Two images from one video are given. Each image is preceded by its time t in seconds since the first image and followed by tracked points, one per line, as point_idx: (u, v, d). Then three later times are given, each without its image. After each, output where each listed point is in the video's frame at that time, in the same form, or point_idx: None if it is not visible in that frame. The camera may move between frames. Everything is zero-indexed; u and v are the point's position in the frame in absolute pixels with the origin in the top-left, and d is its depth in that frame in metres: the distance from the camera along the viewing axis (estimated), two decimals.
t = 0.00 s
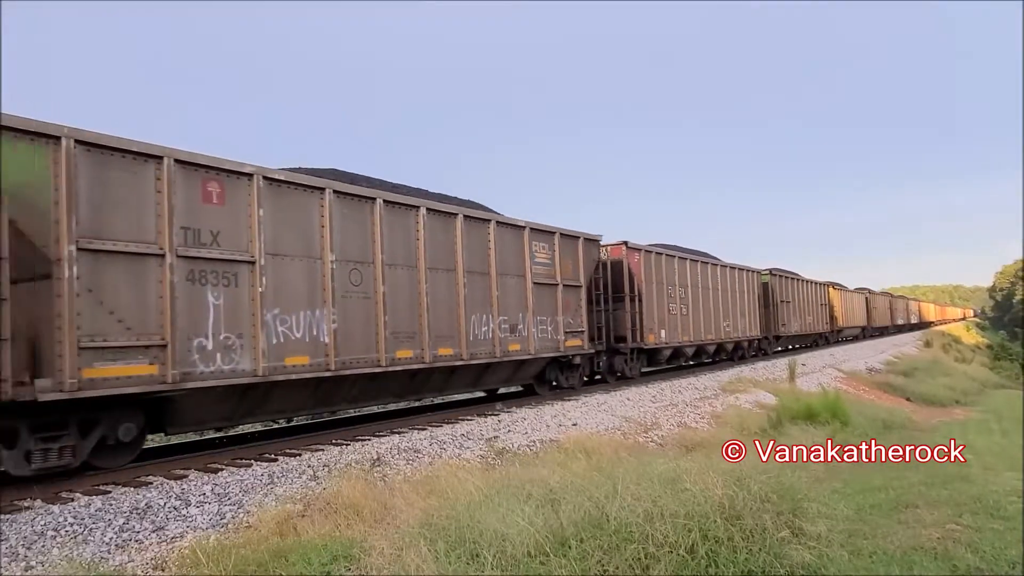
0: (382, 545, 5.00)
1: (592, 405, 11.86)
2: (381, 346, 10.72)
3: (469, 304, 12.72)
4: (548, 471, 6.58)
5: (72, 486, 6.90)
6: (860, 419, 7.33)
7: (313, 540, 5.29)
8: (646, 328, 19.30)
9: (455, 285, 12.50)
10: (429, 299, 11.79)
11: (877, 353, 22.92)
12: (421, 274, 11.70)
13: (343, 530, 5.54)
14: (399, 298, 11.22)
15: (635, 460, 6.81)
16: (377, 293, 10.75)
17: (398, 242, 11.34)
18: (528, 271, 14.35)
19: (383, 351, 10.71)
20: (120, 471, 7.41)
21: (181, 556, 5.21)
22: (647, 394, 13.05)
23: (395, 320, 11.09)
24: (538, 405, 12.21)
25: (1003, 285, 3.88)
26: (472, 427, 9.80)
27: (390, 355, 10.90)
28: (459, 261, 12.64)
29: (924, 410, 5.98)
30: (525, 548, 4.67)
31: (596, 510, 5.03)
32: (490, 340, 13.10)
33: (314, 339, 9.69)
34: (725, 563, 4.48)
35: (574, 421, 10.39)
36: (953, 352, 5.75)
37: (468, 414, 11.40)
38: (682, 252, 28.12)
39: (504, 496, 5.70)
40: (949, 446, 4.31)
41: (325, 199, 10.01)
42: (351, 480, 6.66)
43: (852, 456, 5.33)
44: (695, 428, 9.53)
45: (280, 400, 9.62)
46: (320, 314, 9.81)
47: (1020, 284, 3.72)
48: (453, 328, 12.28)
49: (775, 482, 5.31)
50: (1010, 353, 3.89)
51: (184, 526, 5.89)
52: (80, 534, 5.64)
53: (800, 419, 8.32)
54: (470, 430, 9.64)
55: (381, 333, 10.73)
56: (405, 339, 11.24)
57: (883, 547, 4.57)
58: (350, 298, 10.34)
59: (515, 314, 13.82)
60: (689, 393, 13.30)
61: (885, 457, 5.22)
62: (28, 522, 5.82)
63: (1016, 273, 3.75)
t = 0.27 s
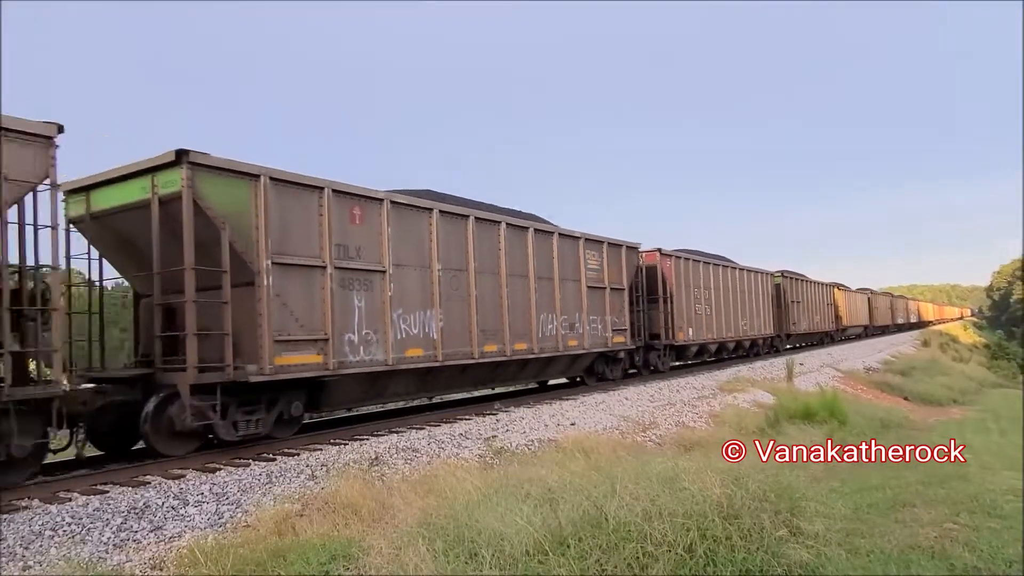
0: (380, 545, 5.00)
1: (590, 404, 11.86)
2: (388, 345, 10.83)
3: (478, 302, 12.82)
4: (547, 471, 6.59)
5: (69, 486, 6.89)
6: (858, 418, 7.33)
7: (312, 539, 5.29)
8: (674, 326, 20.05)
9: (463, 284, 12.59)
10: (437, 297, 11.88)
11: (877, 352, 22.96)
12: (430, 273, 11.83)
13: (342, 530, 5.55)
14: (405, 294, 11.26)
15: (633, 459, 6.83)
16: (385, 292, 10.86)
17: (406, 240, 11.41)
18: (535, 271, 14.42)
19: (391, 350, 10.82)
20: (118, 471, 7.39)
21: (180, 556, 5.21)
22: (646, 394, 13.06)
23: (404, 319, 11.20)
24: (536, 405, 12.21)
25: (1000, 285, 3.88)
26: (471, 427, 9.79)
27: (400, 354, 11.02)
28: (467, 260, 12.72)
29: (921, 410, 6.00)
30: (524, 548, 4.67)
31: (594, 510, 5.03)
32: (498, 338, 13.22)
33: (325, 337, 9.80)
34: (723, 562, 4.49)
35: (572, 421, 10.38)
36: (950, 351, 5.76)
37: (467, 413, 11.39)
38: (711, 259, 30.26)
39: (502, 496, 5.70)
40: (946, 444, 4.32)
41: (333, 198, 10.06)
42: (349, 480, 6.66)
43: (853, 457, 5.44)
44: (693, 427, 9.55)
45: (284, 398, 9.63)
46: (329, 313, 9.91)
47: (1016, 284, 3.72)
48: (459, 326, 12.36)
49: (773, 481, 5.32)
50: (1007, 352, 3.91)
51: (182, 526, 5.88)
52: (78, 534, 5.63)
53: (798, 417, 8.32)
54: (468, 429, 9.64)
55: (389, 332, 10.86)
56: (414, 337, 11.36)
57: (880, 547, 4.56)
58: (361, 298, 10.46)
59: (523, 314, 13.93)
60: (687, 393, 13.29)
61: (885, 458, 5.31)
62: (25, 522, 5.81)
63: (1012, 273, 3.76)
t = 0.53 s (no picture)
0: (378, 544, 5.00)
1: (587, 404, 11.87)
2: (392, 344, 10.97)
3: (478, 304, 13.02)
4: (544, 470, 6.61)
5: (66, 486, 6.87)
6: (855, 418, 7.35)
7: (310, 539, 5.29)
8: (698, 325, 21.38)
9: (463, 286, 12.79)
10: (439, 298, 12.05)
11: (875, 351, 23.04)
12: (431, 276, 11.98)
13: (340, 529, 5.55)
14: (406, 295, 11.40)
15: (630, 458, 6.85)
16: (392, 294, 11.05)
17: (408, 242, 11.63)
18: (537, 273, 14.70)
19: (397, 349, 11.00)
20: (115, 471, 7.38)
21: (178, 555, 5.20)
22: (643, 393, 13.09)
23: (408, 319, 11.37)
24: (534, 404, 12.21)
25: (997, 284, 3.87)
26: (469, 426, 9.79)
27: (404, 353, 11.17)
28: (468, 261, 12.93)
29: (918, 409, 6.03)
30: (522, 547, 4.67)
31: (592, 509, 5.04)
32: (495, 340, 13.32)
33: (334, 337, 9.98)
34: (720, 561, 4.49)
35: (570, 420, 10.39)
36: (947, 350, 5.77)
37: (464, 412, 11.40)
38: (726, 261, 31.19)
39: (500, 495, 5.71)
40: (944, 444, 4.31)
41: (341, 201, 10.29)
42: (348, 479, 6.67)
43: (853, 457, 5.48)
44: (691, 426, 9.58)
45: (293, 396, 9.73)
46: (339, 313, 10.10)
47: (1014, 282, 3.72)
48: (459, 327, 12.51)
49: (770, 481, 5.33)
50: (1005, 351, 3.91)
51: (180, 526, 5.87)
52: (76, 533, 5.62)
53: (795, 417, 8.32)
54: (466, 429, 9.64)
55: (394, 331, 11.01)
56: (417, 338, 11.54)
57: (877, 546, 4.56)
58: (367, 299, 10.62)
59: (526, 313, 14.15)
60: (685, 392, 13.30)
61: (884, 458, 5.31)
62: (22, 522, 5.79)
63: (1011, 271, 3.76)
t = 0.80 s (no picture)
0: (377, 543, 5.00)
1: (586, 403, 11.89)
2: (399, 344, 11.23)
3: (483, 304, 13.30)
4: (544, 469, 6.63)
5: (65, 486, 6.86)
6: (854, 417, 7.34)
7: (308, 538, 5.30)
8: (719, 323, 23.76)
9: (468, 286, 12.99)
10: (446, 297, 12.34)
11: (873, 351, 23.09)
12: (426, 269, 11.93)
13: (339, 528, 5.55)
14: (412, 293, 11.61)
15: (629, 457, 6.87)
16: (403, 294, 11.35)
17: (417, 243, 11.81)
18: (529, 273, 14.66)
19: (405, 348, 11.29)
20: (113, 470, 7.37)
21: (176, 555, 5.20)
22: (641, 392, 13.12)
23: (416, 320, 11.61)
24: (532, 403, 12.22)
25: (995, 282, 3.89)
26: (467, 425, 9.80)
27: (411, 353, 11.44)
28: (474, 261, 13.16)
29: (916, 408, 6.03)
30: (520, 546, 4.67)
31: (590, 508, 5.05)
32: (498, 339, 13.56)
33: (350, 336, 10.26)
34: (718, 560, 4.50)
35: (569, 419, 10.41)
36: (945, 349, 5.77)
37: (463, 412, 11.41)
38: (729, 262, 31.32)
39: (498, 494, 5.72)
40: (942, 442, 4.31)
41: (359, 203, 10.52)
42: (346, 478, 6.69)
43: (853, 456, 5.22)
44: (688, 425, 9.61)
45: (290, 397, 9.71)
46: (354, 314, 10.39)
47: (1013, 281, 3.74)
48: (465, 326, 12.88)
49: (768, 480, 5.33)
50: (1002, 349, 3.92)
51: (178, 526, 5.86)
52: (74, 533, 5.62)
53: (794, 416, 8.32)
54: (464, 428, 9.65)
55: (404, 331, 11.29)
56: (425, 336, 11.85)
57: (875, 544, 4.59)
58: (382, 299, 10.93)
59: (559, 311, 15.71)
60: (684, 391, 13.30)
61: (885, 456, 5.01)
62: (20, 522, 5.79)
63: (1009, 269, 3.78)
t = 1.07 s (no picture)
0: (375, 543, 5.01)
1: (584, 402, 11.90)
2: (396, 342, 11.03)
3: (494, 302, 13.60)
4: (542, 468, 6.64)
5: (62, 485, 6.86)
6: (851, 416, 7.34)
7: (306, 537, 5.30)
8: (739, 321, 25.26)
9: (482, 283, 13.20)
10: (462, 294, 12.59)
11: (871, 350, 23.10)
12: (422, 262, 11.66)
13: (337, 527, 5.56)
14: (429, 289, 11.81)
15: (627, 456, 6.88)
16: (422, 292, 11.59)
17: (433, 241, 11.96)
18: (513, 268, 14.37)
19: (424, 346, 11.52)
20: (111, 470, 7.37)
21: (174, 555, 5.19)
22: (639, 391, 13.14)
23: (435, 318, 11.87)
24: (530, 403, 12.22)
25: (993, 282, 3.90)
26: (466, 425, 9.82)
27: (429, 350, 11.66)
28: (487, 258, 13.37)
29: (914, 407, 6.04)
30: (518, 545, 4.68)
31: (588, 508, 5.04)
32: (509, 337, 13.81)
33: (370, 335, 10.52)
34: (716, 559, 4.51)
35: (567, 418, 10.42)
36: (944, 348, 5.77)
37: (461, 411, 11.41)
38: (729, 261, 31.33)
39: (497, 493, 5.73)
40: (939, 441, 4.32)
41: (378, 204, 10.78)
42: (343, 477, 6.70)
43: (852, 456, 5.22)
44: (687, 424, 9.61)
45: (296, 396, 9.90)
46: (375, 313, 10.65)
47: (1010, 281, 3.73)
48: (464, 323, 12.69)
49: (765, 479, 5.33)
50: (999, 349, 3.93)
51: (176, 525, 5.86)
52: (72, 533, 5.62)
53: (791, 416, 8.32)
54: (463, 427, 9.65)
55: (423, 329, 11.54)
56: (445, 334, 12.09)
57: (872, 543, 4.60)
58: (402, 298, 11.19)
59: (607, 311, 17.32)
60: (682, 391, 13.31)
61: (886, 458, 4.96)
62: (18, 521, 5.78)
63: (1006, 269, 3.77)
